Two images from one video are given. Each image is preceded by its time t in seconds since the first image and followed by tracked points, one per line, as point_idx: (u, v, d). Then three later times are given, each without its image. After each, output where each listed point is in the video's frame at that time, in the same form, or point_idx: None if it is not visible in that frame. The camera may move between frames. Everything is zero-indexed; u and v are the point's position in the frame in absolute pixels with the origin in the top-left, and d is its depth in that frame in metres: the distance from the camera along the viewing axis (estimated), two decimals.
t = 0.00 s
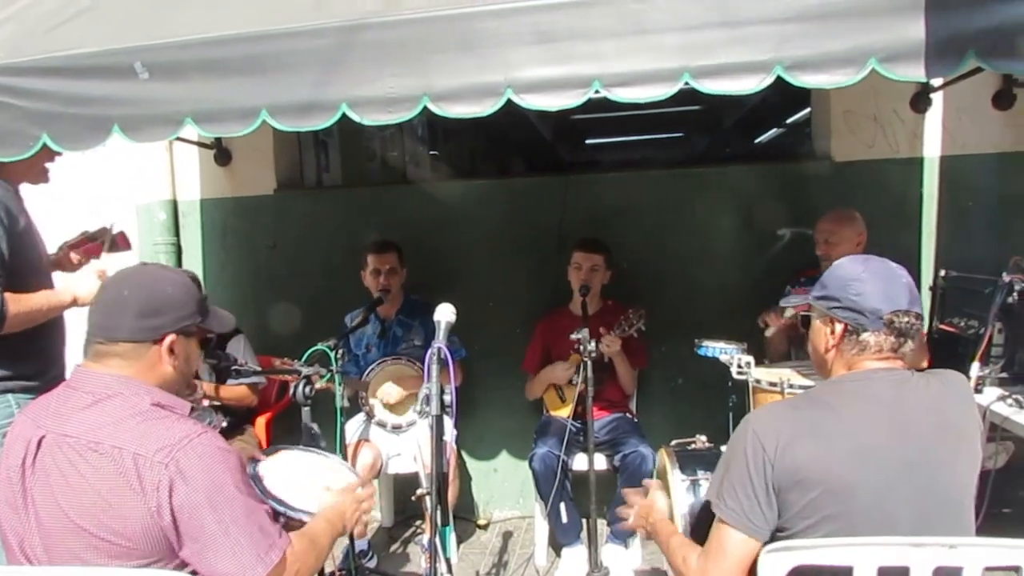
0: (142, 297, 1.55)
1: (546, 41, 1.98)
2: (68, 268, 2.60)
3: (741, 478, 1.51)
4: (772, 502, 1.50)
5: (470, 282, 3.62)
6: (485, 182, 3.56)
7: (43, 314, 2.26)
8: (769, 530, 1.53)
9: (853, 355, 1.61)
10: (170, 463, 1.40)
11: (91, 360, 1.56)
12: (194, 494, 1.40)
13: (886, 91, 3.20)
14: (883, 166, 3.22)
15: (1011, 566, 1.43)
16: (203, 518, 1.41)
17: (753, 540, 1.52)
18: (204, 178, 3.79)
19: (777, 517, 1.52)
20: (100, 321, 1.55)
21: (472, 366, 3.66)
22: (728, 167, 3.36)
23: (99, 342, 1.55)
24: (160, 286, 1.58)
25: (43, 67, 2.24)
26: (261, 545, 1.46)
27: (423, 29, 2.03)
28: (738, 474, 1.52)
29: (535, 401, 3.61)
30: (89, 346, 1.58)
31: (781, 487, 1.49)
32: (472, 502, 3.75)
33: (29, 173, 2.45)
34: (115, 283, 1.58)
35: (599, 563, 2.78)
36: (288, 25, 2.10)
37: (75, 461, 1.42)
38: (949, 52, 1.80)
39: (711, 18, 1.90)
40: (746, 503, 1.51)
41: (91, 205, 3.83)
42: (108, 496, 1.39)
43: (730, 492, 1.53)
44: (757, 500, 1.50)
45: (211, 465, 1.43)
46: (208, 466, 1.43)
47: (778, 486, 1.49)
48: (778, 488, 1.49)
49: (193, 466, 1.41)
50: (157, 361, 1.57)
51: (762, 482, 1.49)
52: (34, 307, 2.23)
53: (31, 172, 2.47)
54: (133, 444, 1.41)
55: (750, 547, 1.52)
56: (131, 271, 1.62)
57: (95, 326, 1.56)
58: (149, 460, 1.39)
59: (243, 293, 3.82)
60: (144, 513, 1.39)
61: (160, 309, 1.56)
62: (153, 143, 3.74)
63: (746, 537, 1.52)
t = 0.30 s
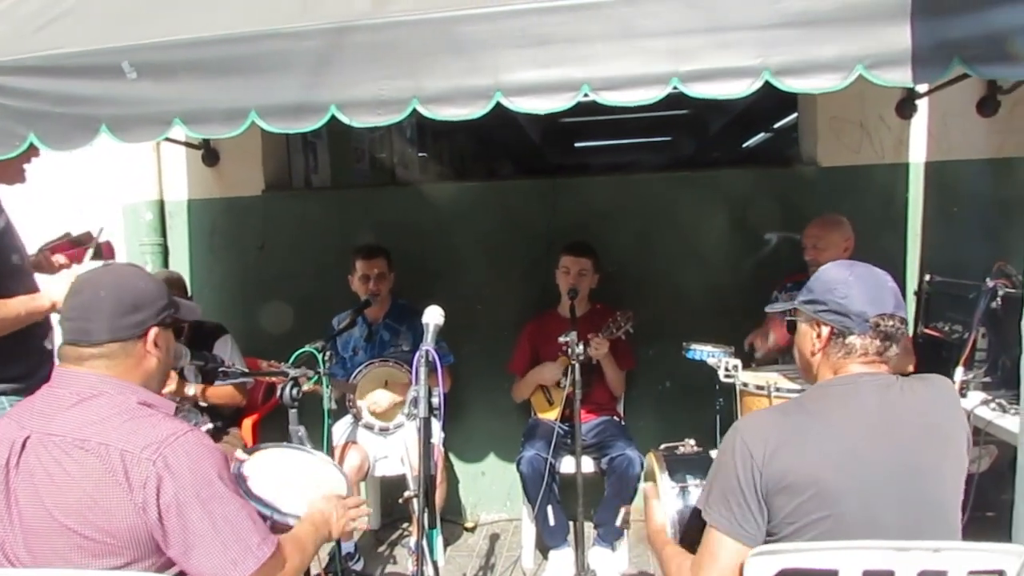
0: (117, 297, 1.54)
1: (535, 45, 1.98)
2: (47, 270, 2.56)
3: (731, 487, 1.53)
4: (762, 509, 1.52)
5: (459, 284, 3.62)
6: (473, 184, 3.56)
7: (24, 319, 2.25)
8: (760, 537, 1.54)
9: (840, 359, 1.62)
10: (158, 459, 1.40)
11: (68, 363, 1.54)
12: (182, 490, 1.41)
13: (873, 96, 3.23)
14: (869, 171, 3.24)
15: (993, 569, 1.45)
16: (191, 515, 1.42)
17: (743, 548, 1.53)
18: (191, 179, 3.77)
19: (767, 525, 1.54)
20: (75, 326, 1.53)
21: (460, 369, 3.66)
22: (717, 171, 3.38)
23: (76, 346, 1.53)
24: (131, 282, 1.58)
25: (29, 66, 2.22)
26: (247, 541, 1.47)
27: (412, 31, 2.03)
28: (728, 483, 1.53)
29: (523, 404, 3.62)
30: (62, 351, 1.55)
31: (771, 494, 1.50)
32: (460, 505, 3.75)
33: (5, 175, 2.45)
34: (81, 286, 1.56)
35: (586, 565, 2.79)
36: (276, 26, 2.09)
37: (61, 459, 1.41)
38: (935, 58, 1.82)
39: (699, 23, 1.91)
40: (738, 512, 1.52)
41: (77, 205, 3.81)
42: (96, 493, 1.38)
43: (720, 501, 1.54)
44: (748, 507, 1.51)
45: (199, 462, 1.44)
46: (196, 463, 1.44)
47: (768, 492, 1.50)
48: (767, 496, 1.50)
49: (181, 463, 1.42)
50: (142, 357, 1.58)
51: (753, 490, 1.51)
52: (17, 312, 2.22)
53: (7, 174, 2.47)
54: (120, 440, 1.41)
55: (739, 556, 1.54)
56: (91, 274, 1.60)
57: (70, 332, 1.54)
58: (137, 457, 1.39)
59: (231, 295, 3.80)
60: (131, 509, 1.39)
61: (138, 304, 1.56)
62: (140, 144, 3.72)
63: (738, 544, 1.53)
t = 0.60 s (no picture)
0: (104, 303, 1.53)
1: (528, 49, 1.99)
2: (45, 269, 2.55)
3: (726, 488, 1.53)
4: (756, 509, 1.52)
5: (453, 288, 3.62)
6: (467, 188, 3.56)
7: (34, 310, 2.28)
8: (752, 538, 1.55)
9: (835, 361, 1.62)
10: (151, 459, 1.40)
11: (60, 370, 1.54)
12: (177, 490, 1.41)
13: (863, 98, 3.25)
14: (861, 173, 3.26)
15: (989, 570, 1.46)
16: (186, 515, 1.41)
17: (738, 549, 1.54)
18: (184, 185, 3.76)
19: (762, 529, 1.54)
20: (64, 334, 1.52)
21: (455, 372, 3.66)
22: (710, 174, 3.39)
23: (66, 353, 1.52)
24: (117, 287, 1.56)
25: (20, 72, 2.22)
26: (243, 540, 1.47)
27: (405, 36, 2.03)
28: (722, 484, 1.53)
29: (518, 407, 3.62)
30: (52, 358, 1.55)
31: (765, 494, 1.50)
32: (455, 509, 3.74)
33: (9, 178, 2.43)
34: (67, 293, 1.54)
35: (582, 568, 2.79)
36: (269, 32, 2.09)
37: (55, 463, 1.40)
38: (925, 60, 1.83)
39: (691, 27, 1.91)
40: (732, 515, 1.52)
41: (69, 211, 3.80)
42: (90, 495, 1.38)
43: (713, 502, 1.54)
44: (742, 508, 1.52)
45: (192, 462, 1.44)
46: (190, 463, 1.44)
47: (763, 493, 1.50)
48: (762, 496, 1.51)
49: (175, 463, 1.42)
50: (133, 362, 1.57)
51: (747, 490, 1.51)
52: (25, 305, 2.25)
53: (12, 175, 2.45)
54: (113, 441, 1.41)
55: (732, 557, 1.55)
56: (77, 281, 1.58)
57: (59, 340, 1.53)
58: (131, 457, 1.40)
59: (224, 300, 3.79)
60: (125, 510, 1.39)
61: (125, 309, 1.55)
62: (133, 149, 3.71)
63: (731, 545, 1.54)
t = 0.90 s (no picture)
0: (111, 303, 1.52)
1: (531, 49, 1.98)
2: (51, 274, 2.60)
3: (730, 490, 1.53)
4: (759, 512, 1.52)
5: (454, 289, 3.62)
6: (469, 189, 3.56)
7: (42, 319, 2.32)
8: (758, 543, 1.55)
9: (840, 362, 1.62)
10: (157, 454, 1.40)
11: (67, 369, 1.54)
12: (182, 485, 1.40)
13: (866, 99, 3.24)
14: (863, 174, 3.25)
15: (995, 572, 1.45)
16: (191, 511, 1.41)
17: (742, 551, 1.54)
18: (185, 186, 3.76)
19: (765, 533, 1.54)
20: (71, 334, 1.52)
21: (456, 373, 3.65)
22: (712, 175, 3.38)
23: (74, 353, 1.53)
24: (124, 287, 1.56)
25: (22, 73, 2.21)
26: (247, 537, 1.46)
27: (408, 37, 2.03)
28: (725, 487, 1.54)
29: (519, 408, 3.61)
30: (60, 358, 1.55)
31: (768, 498, 1.50)
32: (456, 510, 3.74)
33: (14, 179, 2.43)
34: (73, 294, 1.54)
35: (583, 570, 2.78)
36: (272, 33, 2.09)
37: (61, 458, 1.40)
38: (929, 62, 1.83)
39: (695, 27, 1.91)
40: (735, 516, 1.53)
41: (71, 211, 3.80)
42: (96, 490, 1.38)
43: (717, 505, 1.55)
44: (745, 511, 1.52)
45: (198, 458, 1.44)
46: (195, 459, 1.43)
47: (766, 496, 1.50)
48: (766, 499, 1.51)
49: (181, 459, 1.41)
50: (139, 361, 1.57)
51: (750, 493, 1.51)
52: (34, 313, 2.28)
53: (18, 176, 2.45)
54: (120, 437, 1.41)
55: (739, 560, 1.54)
56: (84, 281, 1.57)
57: (67, 340, 1.53)
58: (137, 452, 1.39)
59: (225, 301, 3.79)
60: (131, 505, 1.38)
61: (131, 310, 1.54)
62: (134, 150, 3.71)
63: (733, 549, 1.54)
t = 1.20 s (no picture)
0: (121, 290, 1.52)
1: (554, 50, 1.97)
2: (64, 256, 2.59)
3: (741, 497, 1.52)
4: (771, 520, 1.51)
5: (466, 288, 3.61)
6: (483, 188, 3.55)
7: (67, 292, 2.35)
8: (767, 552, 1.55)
9: (854, 375, 1.60)
10: (170, 444, 1.39)
11: (78, 356, 1.54)
12: (194, 475, 1.40)
13: (886, 110, 3.22)
14: (882, 186, 3.23)
15: None
16: (201, 501, 1.40)
17: (751, 558, 1.53)
18: (200, 177, 3.76)
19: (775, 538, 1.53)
20: (83, 319, 1.52)
21: (464, 373, 3.64)
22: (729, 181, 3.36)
23: (85, 338, 1.52)
24: (136, 275, 1.55)
25: (44, 59, 2.22)
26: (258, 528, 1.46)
27: (430, 34, 2.02)
28: (737, 494, 1.53)
29: (526, 410, 3.60)
30: (72, 343, 1.55)
31: (781, 506, 1.49)
32: (460, 509, 3.73)
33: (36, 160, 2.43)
34: (86, 279, 1.54)
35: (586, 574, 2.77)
36: (293, 25, 2.08)
37: (74, 444, 1.40)
38: (956, 73, 1.82)
39: (720, 32, 1.90)
40: (744, 522, 1.52)
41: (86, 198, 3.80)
42: (109, 477, 1.37)
43: (728, 512, 1.54)
44: (756, 519, 1.51)
45: (210, 448, 1.43)
46: (208, 449, 1.43)
47: (778, 504, 1.49)
48: (778, 507, 1.50)
49: (193, 449, 1.41)
50: (149, 349, 1.57)
51: (763, 502, 1.50)
52: (54, 290, 2.31)
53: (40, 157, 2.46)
54: (133, 424, 1.40)
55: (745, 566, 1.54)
56: (98, 267, 1.57)
57: (79, 325, 1.53)
58: (150, 441, 1.38)
59: (235, 293, 3.79)
60: (142, 493, 1.38)
61: (141, 297, 1.54)
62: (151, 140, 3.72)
63: (744, 558, 1.53)
